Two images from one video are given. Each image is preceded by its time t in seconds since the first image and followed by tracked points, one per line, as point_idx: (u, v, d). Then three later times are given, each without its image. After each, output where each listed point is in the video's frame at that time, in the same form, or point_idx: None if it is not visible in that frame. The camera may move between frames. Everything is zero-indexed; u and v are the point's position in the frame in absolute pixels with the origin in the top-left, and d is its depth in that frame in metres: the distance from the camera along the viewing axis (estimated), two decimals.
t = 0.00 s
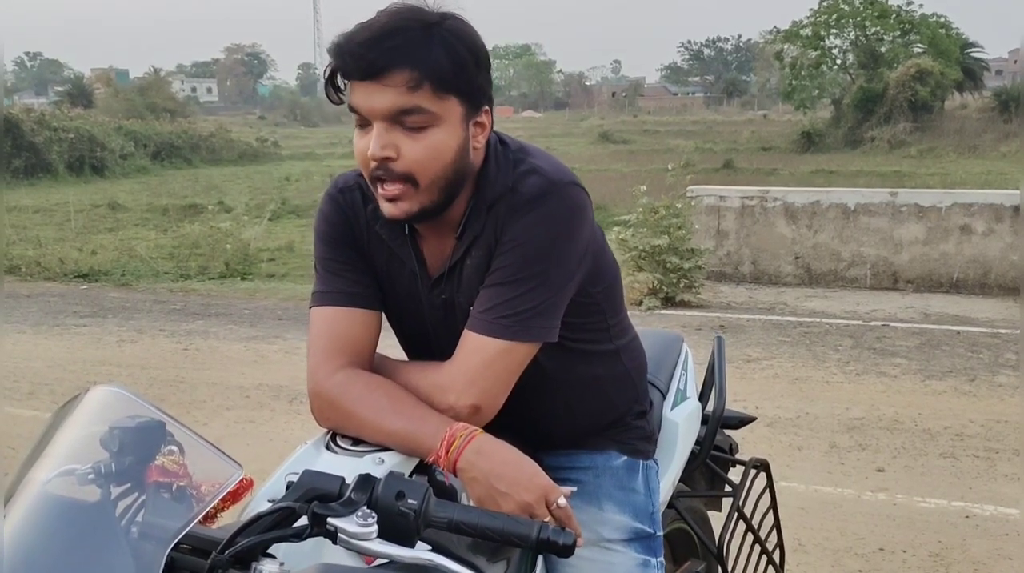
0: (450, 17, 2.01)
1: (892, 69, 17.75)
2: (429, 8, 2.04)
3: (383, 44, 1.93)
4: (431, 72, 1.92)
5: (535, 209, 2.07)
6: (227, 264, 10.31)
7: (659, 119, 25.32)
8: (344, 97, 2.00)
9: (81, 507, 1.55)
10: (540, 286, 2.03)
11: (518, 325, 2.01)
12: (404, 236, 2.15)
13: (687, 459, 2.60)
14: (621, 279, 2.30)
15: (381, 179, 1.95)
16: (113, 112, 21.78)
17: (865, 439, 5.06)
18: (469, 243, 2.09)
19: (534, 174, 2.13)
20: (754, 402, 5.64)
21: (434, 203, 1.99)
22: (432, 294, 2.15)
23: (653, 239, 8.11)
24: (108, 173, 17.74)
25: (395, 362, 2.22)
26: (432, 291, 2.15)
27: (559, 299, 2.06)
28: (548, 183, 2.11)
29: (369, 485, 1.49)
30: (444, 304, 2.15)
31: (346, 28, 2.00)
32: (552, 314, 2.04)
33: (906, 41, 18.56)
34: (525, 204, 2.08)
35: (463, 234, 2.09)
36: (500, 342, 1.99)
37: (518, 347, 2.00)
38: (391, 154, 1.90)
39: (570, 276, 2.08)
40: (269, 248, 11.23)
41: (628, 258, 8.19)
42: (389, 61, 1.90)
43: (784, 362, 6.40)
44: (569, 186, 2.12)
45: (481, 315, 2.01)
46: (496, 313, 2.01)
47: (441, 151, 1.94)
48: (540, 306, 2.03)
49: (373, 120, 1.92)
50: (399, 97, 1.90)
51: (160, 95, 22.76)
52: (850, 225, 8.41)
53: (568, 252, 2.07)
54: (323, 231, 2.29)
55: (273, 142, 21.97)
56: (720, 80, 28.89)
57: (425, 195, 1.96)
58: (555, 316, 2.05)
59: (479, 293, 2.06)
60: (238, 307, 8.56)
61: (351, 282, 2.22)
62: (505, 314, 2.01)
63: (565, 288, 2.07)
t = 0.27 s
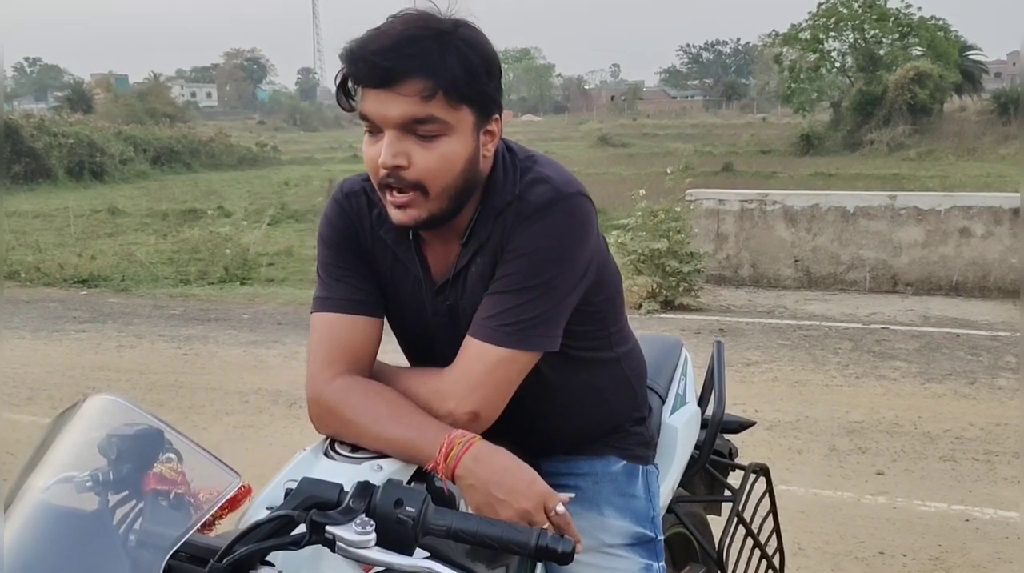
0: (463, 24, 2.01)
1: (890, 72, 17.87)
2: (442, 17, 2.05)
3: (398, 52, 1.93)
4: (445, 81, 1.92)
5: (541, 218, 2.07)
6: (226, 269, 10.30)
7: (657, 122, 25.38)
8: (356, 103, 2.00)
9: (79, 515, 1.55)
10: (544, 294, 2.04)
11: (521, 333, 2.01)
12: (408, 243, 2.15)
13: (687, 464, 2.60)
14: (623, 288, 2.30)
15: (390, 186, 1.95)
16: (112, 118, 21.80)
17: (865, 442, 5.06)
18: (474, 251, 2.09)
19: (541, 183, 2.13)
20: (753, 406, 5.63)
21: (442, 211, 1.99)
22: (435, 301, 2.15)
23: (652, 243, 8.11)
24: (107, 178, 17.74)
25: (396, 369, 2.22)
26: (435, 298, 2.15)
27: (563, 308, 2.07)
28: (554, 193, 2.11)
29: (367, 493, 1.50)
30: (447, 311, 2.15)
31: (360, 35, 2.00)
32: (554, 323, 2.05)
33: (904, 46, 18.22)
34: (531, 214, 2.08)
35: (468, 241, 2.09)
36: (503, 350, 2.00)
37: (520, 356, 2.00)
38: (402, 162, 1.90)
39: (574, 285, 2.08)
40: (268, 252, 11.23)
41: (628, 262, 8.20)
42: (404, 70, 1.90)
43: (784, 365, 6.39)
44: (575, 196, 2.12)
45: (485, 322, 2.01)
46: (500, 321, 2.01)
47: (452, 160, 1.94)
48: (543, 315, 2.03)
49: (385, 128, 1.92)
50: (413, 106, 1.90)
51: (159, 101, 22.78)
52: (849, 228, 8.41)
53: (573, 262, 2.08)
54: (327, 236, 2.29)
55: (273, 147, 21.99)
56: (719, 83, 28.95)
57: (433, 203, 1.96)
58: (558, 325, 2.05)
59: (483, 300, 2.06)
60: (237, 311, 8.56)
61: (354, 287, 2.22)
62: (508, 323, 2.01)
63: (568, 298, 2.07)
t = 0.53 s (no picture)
0: (453, 29, 2.01)
1: (891, 74, 17.87)
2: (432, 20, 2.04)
3: (390, 57, 1.92)
4: (438, 85, 1.91)
5: (535, 220, 2.07)
6: (226, 272, 10.30)
7: (657, 124, 25.42)
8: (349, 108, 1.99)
9: (76, 520, 1.54)
10: (540, 297, 2.03)
11: (517, 335, 2.00)
12: (403, 246, 2.14)
13: (685, 468, 2.60)
14: (619, 289, 2.29)
15: (384, 191, 1.94)
16: (113, 121, 21.82)
17: (865, 445, 5.05)
18: (468, 254, 2.08)
19: (535, 185, 2.12)
20: (753, 408, 5.62)
21: (436, 214, 1.98)
22: (431, 304, 2.14)
23: (652, 245, 8.10)
24: (107, 182, 17.76)
25: (393, 373, 2.21)
26: (431, 301, 2.14)
27: (558, 310, 2.06)
28: (549, 194, 2.10)
29: (365, 497, 1.49)
30: (443, 313, 2.14)
31: (352, 40, 1.98)
32: (550, 326, 2.04)
33: (905, 47, 18.72)
34: (525, 215, 2.07)
35: (462, 243, 2.08)
36: (499, 352, 1.99)
37: (516, 358, 1.99)
38: (397, 166, 1.90)
39: (569, 287, 2.08)
40: (267, 256, 11.23)
41: (627, 264, 8.19)
42: (398, 74, 1.89)
43: (784, 368, 6.39)
44: (570, 197, 2.11)
45: (481, 324, 2.01)
46: (494, 323, 2.00)
47: (446, 164, 1.93)
48: (539, 317, 2.02)
49: (378, 132, 1.91)
50: (406, 110, 1.89)
51: (159, 104, 22.79)
52: (849, 229, 8.41)
53: (568, 263, 2.07)
54: (323, 241, 2.28)
55: (272, 150, 22.01)
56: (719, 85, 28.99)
57: (428, 206, 1.96)
58: (554, 326, 2.05)
59: (478, 302, 2.05)
60: (237, 315, 8.55)
61: (350, 292, 2.21)
62: (503, 326, 2.00)
63: (563, 298, 2.06)
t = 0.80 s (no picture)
0: (441, 30, 2.01)
1: (891, 74, 17.88)
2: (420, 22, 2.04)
3: (378, 57, 1.92)
4: (426, 85, 1.91)
5: (528, 217, 2.07)
6: (227, 272, 10.30)
7: (657, 125, 25.43)
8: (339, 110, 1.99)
9: (76, 520, 1.53)
10: (534, 294, 2.03)
11: (512, 333, 2.00)
12: (398, 247, 2.14)
13: (686, 467, 2.59)
14: (615, 286, 2.29)
15: (376, 191, 1.94)
16: (113, 122, 21.84)
17: (866, 445, 5.05)
18: (463, 253, 2.08)
19: (527, 183, 2.12)
20: (754, 409, 5.62)
21: (429, 213, 1.98)
22: (426, 304, 2.14)
23: (652, 245, 8.11)
24: (106, 182, 17.77)
25: (391, 373, 2.21)
26: (426, 301, 2.14)
27: (553, 308, 2.06)
28: (542, 192, 2.10)
29: (364, 495, 1.49)
30: (439, 313, 2.14)
31: (340, 42, 1.99)
32: (545, 323, 2.04)
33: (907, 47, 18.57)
34: (519, 214, 2.07)
35: (457, 243, 2.08)
36: (495, 350, 1.99)
37: (511, 356, 1.99)
38: (388, 166, 1.90)
39: (563, 284, 2.07)
40: (268, 256, 11.23)
41: (627, 264, 8.19)
42: (386, 75, 1.89)
43: (785, 368, 6.39)
44: (561, 194, 2.11)
45: (476, 323, 2.01)
46: (489, 322, 2.00)
47: (437, 164, 1.94)
48: (534, 315, 2.02)
49: (368, 133, 1.92)
50: (395, 111, 1.89)
51: (159, 105, 22.79)
52: (850, 230, 8.41)
53: (562, 260, 2.07)
54: (318, 244, 2.28)
55: (272, 151, 22.02)
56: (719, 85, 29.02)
57: (420, 205, 1.96)
58: (549, 324, 2.05)
59: (474, 301, 2.05)
60: (238, 315, 8.55)
61: (346, 293, 2.21)
62: (499, 324, 2.00)
63: (558, 296, 2.06)
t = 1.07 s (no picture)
0: (433, 31, 2.02)
1: (891, 74, 17.90)
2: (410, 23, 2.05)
3: (369, 58, 1.93)
4: (418, 85, 1.92)
5: (524, 216, 2.07)
6: (227, 273, 10.30)
7: (657, 125, 25.46)
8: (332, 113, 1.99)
9: (80, 520, 1.53)
10: (530, 292, 2.03)
11: (509, 332, 2.00)
12: (396, 248, 2.15)
13: (687, 466, 2.60)
14: (613, 284, 2.29)
15: (371, 191, 1.94)
16: (113, 122, 21.86)
17: (867, 445, 5.06)
18: (460, 253, 2.09)
19: (522, 181, 2.12)
20: (755, 409, 5.62)
21: (426, 212, 1.99)
22: (425, 303, 2.15)
23: (653, 246, 8.12)
24: (107, 182, 17.79)
25: (391, 373, 2.22)
26: (425, 301, 2.15)
27: (551, 305, 2.06)
28: (536, 191, 2.10)
29: (365, 494, 1.49)
30: (437, 313, 2.15)
31: (332, 44, 1.99)
32: (542, 321, 2.04)
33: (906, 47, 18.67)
34: (513, 212, 2.07)
35: (454, 243, 2.09)
36: (493, 348, 1.99)
37: (508, 355, 2.00)
38: (382, 166, 1.91)
39: (560, 282, 2.08)
40: (268, 257, 11.24)
41: (628, 265, 8.20)
42: (378, 75, 1.90)
43: (786, 368, 6.39)
44: (556, 192, 2.12)
45: (474, 323, 2.01)
46: (486, 321, 2.01)
47: (430, 163, 1.94)
48: (531, 313, 2.03)
49: (363, 134, 1.92)
50: (388, 111, 1.90)
51: (159, 105, 22.80)
52: (850, 230, 8.41)
53: (558, 258, 2.07)
54: (317, 246, 2.28)
55: (272, 151, 22.04)
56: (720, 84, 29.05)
57: (416, 204, 1.96)
58: (547, 322, 2.05)
59: (472, 301, 2.06)
60: (238, 316, 8.56)
61: (345, 294, 2.22)
62: (496, 323, 2.01)
63: (555, 294, 2.07)
